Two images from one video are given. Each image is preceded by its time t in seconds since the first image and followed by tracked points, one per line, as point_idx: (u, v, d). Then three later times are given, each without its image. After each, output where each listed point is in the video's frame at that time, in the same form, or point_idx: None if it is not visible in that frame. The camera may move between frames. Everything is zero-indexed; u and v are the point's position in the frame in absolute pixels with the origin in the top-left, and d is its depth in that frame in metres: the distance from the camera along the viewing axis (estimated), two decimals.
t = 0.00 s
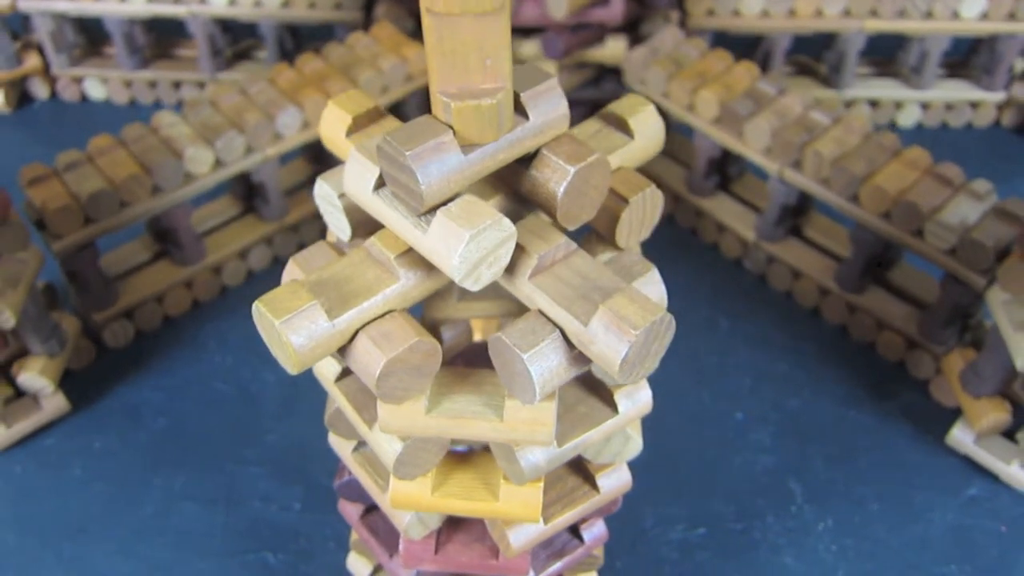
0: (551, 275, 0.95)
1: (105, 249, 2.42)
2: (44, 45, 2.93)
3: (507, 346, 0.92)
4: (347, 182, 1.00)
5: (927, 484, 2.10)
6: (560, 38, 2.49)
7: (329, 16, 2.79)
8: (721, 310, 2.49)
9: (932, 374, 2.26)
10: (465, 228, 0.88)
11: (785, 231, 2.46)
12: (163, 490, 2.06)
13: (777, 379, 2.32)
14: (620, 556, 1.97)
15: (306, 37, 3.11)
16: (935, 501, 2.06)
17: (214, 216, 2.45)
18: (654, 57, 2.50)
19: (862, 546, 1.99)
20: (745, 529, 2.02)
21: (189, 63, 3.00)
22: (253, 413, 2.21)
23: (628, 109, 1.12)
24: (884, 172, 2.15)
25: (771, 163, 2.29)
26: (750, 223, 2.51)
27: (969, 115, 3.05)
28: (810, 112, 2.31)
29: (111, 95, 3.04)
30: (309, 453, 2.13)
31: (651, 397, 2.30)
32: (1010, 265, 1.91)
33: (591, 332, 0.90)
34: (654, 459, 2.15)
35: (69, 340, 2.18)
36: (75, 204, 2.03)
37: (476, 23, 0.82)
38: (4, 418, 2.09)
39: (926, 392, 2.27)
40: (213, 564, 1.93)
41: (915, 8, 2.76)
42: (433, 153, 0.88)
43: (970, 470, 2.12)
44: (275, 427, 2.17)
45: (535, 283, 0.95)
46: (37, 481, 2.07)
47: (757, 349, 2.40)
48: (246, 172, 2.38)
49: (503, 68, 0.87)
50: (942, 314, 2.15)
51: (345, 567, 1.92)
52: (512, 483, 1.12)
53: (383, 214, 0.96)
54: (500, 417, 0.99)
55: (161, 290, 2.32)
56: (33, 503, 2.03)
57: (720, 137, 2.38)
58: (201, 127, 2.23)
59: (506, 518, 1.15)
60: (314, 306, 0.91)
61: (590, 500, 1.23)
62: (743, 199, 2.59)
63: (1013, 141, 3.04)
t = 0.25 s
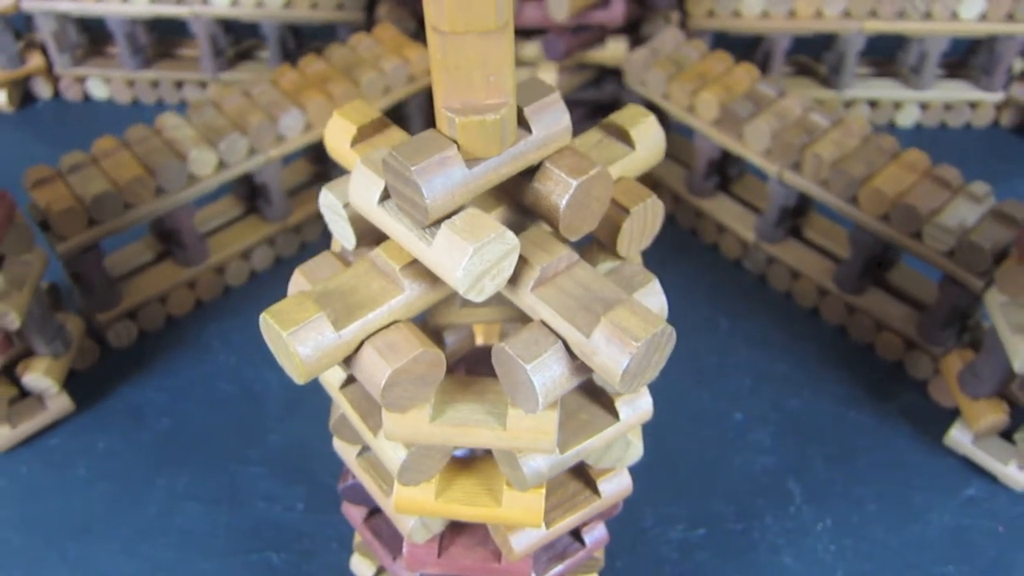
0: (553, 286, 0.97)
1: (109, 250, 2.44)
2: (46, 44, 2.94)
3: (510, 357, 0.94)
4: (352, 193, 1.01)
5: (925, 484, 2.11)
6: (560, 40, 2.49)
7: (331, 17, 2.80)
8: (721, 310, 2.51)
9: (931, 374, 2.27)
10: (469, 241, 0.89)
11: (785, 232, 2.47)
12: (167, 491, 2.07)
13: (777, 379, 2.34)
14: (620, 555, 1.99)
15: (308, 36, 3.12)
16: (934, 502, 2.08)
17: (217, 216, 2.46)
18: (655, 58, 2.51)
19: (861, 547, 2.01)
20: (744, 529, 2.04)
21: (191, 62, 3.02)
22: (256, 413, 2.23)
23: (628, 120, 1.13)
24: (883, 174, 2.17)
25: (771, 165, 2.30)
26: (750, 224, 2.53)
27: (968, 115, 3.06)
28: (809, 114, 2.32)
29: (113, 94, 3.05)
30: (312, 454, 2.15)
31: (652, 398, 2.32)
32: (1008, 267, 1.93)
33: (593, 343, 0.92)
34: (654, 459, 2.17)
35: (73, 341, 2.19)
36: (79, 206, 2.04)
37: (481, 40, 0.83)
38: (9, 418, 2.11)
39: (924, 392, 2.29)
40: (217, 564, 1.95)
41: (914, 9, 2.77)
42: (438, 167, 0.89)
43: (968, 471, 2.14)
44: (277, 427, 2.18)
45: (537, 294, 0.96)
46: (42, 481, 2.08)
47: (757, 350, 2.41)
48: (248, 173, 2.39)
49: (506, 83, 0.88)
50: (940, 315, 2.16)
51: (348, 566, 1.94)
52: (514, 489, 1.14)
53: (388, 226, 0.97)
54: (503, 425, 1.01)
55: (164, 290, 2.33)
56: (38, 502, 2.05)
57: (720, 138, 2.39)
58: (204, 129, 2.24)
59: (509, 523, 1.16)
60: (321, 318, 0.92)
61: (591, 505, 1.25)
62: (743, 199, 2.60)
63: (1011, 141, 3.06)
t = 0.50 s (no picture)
0: (558, 299, 0.98)
1: (111, 250, 2.45)
2: (49, 44, 2.95)
3: (516, 369, 0.95)
4: (359, 206, 1.02)
5: (924, 486, 2.13)
6: (561, 42, 2.49)
7: (332, 17, 2.80)
8: (721, 311, 2.52)
9: (929, 376, 2.29)
10: (476, 256, 0.90)
11: (785, 233, 2.49)
12: (170, 491, 2.09)
13: (777, 380, 2.35)
14: (621, 556, 2.01)
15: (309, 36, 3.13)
16: (933, 503, 2.10)
17: (220, 216, 2.47)
18: (655, 60, 2.51)
19: (860, 548, 2.03)
20: (744, 530, 2.06)
21: (193, 62, 3.03)
22: (259, 413, 2.24)
23: (632, 131, 1.14)
24: (882, 177, 2.18)
25: (771, 167, 2.31)
26: (750, 225, 2.54)
27: (967, 115, 3.07)
28: (809, 116, 2.33)
29: (115, 94, 3.06)
30: (314, 454, 2.16)
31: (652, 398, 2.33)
32: (1007, 270, 1.94)
33: (598, 356, 0.93)
34: (654, 460, 2.19)
35: (77, 341, 2.20)
36: (82, 208, 2.05)
37: (488, 59, 0.84)
38: (13, 418, 2.12)
39: (923, 393, 2.30)
40: (220, 564, 1.96)
41: (914, 10, 2.78)
42: (445, 183, 0.90)
43: (967, 472, 2.15)
44: (278, 427, 2.19)
45: (542, 307, 0.97)
46: (45, 481, 2.10)
47: (756, 350, 2.42)
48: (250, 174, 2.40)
49: (513, 100, 0.89)
50: (939, 317, 2.18)
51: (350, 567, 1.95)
52: (518, 497, 1.16)
53: (394, 239, 0.98)
54: (508, 436, 1.02)
55: (167, 291, 2.34)
56: (42, 502, 2.06)
57: (720, 140, 2.40)
58: (207, 130, 2.25)
59: (513, 530, 1.18)
60: (329, 331, 0.93)
61: (594, 511, 1.26)
62: (743, 200, 2.61)
63: (1010, 141, 3.07)
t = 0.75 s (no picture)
0: (563, 309, 0.99)
1: (114, 251, 2.45)
2: (50, 44, 2.96)
3: (521, 379, 0.96)
4: (364, 216, 1.03)
5: (923, 487, 2.16)
6: (563, 43, 2.49)
7: (333, 18, 2.81)
8: (721, 312, 2.53)
9: (929, 378, 2.30)
10: (482, 268, 0.91)
11: (785, 235, 2.50)
12: (173, 491, 2.10)
13: (777, 381, 2.37)
14: (621, 558, 2.03)
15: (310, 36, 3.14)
16: (932, 504, 2.13)
17: (222, 217, 2.47)
18: (656, 61, 2.51)
19: (859, 550, 2.05)
20: (745, 532, 2.08)
21: (194, 62, 3.04)
22: (262, 414, 2.25)
23: (635, 141, 1.15)
24: (883, 180, 2.18)
25: (771, 169, 2.32)
26: (750, 227, 2.55)
27: (967, 116, 3.08)
28: (810, 119, 2.34)
29: (116, 94, 3.07)
30: (317, 455, 2.17)
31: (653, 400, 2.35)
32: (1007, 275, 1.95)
33: (601, 367, 0.94)
34: (655, 462, 2.21)
35: (80, 343, 2.21)
36: (85, 210, 2.06)
37: (495, 74, 0.85)
38: (17, 419, 2.13)
39: (922, 395, 2.32)
40: (224, 565, 1.98)
41: (914, 12, 2.79)
42: (451, 196, 0.91)
43: (966, 475, 2.18)
44: (281, 427, 2.20)
45: (547, 317, 0.98)
46: (49, 481, 2.11)
47: (756, 351, 2.44)
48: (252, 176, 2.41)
49: (519, 114, 0.90)
50: (939, 320, 2.19)
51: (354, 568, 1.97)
52: (522, 503, 1.17)
53: (400, 250, 0.99)
54: (513, 444, 1.03)
55: (169, 292, 2.35)
56: (46, 503, 2.07)
57: (720, 142, 2.40)
58: (209, 132, 2.25)
59: (517, 536, 1.19)
60: (335, 341, 0.94)
61: (596, 517, 1.28)
62: (744, 201, 2.62)
63: (1009, 142, 3.08)
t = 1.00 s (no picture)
0: (565, 321, 1.00)
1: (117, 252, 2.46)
2: (54, 45, 2.98)
3: (525, 391, 0.98)
4: (370, 229, 1.04)
5: (921, 489, 2.18)
6: (564, 45, 2.49)
7: (335, 19, 2.82)
8: (722, 313, 2.54)
9: (928, 380, 2.32)
10: (486, 282, 0.93)
11: (785, 237, 2.51)
12: (178, 492, 2.11)
13: (776, 383, 2.39)
14: (621, 558, 2.05)
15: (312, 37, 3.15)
16: (930, 506, 2.15)
17: (225, 219, 2.48)
18: (657, 63, 2.52)
19: (858, 551, 2.08)
20: (744, 533, 2.10)
21: (197, 63, 3.05)
22: (265, 415, 2.26)
23: (637, 153, 1.17)
24: (882, 184, 2.20)
25: (772, 172, 2.33)
26: (750, 228, 2.56)
27: (967, 117, 3.10)
28: (810, 122, 2.35)
29: (119, 94, 3.10)
30: (320, 455, 2.19)
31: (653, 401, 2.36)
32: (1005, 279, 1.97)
33: (604, 379, 0.96)
34: (655, 463, 2.22)
35: (85, 345, 2.22)
36: (90, 213, 2.07)
37: (500, 93, 0.86)
38: (23, 420, 2.14)
39: (921, 397, 2.34)
40: (229, 565, 2.00)
41: (915, 13, 2.80)
42: (456, 211, 0.92)
43: (964, 476, 2.20)
44: (284, 428, 2.22)
45: (550, 329, 0.99)
46: (54, 482, 2.12)
47: (757, 353, 2.45)
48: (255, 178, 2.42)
49: (524, 131, 0.91)
50: (938, 323, 2.21)
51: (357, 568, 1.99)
52: (524, 510, 1.19)
53: (405, 263, 1.01)
54: (515, 453, 1.05)
55: (172, 293, 2.36)
56: (52, 503, 2.09)
57: (721, 145, 2.41)
58: (213, 135, 2.27)
59: (519, 542, 1.21)
60: (342, 354, 0.96)
61: (597, 522, 1.29)
62: (744, 203, 2.63)
63: (1009, 144, 3.10)
